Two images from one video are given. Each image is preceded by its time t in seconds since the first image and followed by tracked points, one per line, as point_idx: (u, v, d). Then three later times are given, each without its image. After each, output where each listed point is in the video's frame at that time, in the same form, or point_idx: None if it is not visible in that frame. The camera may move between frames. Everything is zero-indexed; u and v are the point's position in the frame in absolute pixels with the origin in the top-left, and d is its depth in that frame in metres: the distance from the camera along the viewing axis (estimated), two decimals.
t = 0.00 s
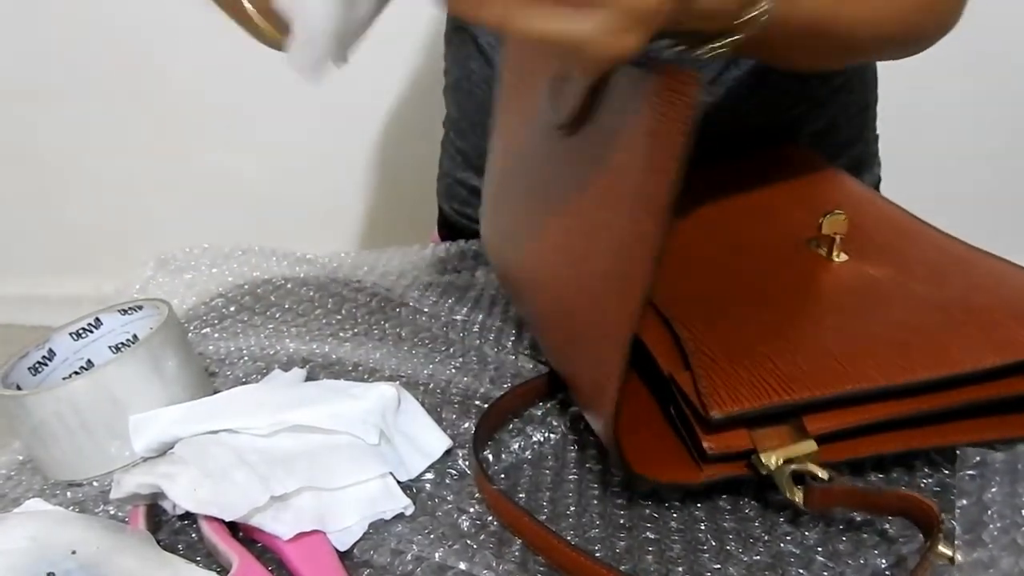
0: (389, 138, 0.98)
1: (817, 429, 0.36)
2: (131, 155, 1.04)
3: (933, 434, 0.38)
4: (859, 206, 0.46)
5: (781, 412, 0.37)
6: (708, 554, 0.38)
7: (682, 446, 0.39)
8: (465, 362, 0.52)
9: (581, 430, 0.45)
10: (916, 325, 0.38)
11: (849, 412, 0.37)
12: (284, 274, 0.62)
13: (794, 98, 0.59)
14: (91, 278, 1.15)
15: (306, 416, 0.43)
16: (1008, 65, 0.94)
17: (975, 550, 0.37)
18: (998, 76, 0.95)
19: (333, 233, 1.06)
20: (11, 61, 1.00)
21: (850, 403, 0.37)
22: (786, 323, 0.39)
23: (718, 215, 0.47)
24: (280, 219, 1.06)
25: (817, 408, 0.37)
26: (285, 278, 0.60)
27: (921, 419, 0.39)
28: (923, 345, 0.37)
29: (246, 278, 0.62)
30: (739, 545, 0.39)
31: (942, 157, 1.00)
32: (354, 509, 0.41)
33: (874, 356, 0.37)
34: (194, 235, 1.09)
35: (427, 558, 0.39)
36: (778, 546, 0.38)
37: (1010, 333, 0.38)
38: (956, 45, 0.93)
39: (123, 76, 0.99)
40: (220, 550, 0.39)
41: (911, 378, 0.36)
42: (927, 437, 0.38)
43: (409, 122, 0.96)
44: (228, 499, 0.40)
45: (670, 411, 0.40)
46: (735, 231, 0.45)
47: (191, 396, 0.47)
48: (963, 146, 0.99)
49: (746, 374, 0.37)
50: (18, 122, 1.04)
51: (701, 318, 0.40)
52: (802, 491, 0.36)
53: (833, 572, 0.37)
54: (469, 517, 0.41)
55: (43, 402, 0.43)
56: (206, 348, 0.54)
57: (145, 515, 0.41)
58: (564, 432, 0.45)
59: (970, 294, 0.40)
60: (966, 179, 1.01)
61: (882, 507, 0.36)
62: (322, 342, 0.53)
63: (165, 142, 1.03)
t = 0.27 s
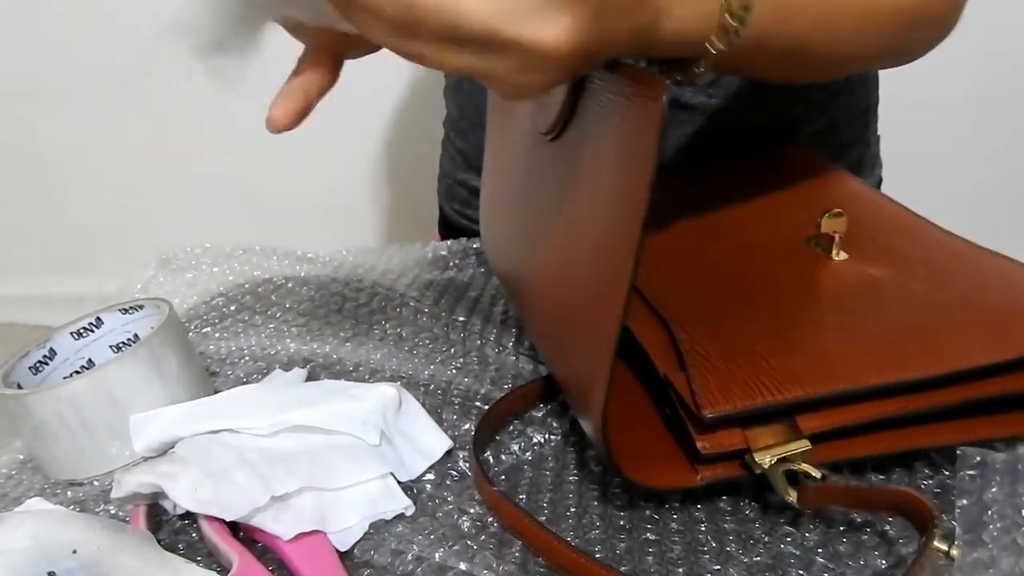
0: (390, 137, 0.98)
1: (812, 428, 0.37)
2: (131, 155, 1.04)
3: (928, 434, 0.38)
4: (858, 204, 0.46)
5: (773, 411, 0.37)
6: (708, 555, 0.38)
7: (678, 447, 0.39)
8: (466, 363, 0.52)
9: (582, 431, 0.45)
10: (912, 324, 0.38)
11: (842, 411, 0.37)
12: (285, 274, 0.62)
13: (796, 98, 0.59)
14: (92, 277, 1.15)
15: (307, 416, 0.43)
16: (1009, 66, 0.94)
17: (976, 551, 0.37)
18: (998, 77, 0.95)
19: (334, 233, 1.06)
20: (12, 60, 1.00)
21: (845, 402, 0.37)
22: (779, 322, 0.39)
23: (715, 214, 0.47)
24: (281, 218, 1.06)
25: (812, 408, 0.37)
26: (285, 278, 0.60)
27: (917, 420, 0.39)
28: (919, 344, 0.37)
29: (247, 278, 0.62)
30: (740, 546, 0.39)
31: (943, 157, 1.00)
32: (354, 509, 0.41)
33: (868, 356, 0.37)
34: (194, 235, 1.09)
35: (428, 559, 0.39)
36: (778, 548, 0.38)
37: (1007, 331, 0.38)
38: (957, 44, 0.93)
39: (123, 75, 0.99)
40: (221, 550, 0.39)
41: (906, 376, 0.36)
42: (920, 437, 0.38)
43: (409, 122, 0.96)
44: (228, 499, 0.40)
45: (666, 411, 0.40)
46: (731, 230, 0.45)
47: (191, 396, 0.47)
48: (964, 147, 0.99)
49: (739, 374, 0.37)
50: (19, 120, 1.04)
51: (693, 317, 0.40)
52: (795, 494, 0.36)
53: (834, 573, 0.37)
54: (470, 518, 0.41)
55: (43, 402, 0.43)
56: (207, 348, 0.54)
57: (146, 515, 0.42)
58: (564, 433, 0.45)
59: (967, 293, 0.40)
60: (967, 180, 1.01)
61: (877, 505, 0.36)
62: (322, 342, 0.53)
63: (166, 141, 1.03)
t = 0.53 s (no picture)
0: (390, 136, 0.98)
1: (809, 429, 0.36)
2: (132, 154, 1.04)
3: (927, 435, 0.38)
4: (857, 203, 0.46)
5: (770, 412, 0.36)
6: (709, 554, 0.38)
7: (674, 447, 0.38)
8: (466, 362, 0.51)
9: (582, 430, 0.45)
10: (911, 323, 0.38)
11: (840, 412, 0.37)
12: (285, 274, 0.62)
13: (798, 97, 0.59)
14: (93, 276, 1.15)
15: (307, 415, 0.43)
16: (1012, 65, 0.93)
17: (977, 550, 0.37)
18: (1001, 76, 0.94)
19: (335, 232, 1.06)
20: (13, 59, 1.00)
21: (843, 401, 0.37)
22: (777, 322, 0.39)
23: (714, 213, 0.46)
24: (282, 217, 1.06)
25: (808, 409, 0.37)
26: (286, 277, 0.60)
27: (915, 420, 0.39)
28: (917, 343, 0.37)
29: (247, 277, 0.62)
30: (740, 546, 0.39)
31: (946, 156, 0.99)
32: (354, 508, 0.41)
33: (866, 356, 0.37)
34: (195, 234, 1.09)
35: (428, 557, 0.39)
36: (779, 547, 0.38)
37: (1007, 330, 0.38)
38: (959, 43, 0.93)
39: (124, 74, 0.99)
40: (222, 549, 0.39)
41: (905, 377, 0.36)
42: (916, 438, 0.38)
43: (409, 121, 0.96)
44: (228, 498, 0.40)
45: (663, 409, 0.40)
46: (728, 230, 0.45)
47: (192, 395, 0.47)
48: (967, 146, 0.99)
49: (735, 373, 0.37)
50: (20, 120, 1.04)
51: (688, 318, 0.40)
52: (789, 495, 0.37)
53: (834, 572, 0.37)
54: (471, 517, 0.41)
55: (44, 401, 0.43)
56: (207, 347, 0.54)
57: (146, 514, 0.42)
58: (565, 432, 0.45)
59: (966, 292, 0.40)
60: (970, 178, 1.01)
61: (872, 502, 0.37)
62: (323, 341, 0.53)
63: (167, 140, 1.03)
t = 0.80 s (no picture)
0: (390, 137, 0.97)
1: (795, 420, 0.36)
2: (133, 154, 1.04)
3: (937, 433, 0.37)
4: (865, 208, 0.46)
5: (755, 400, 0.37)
6: (709, 554, 0.38)
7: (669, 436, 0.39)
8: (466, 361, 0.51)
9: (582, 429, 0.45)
10: (910, 323, 0.38)
11: (830, 402, 0.36)
12: (285, 274, 0.62)
13: (798, 98, 0.59)
14: (94, 277, 1.15)
15: (307, 415, 0.43)
16: (1014, 68, 0.93)
17: (979, 551, 0.37)
18: (1002, 78, 0.94)
19: (335, 233, 1.06)
20: (14, 59, 1.00)
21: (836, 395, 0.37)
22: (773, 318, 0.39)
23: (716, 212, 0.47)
24: (282, 218, 1.06)
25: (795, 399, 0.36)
26: (286, 278, 0.60)
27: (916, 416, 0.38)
28: (912, 342, 0.37)
29: (247, 279, 0.62)
30: (740, 546, 0.39)
31: (946, 160, 0.99)
32: (354, 507, 0.41)
33: (858, 351, 0.37)
34: (196, 234, 1.09)
35: (428, 557, 0.40)
36: (779, 548, 0.38)
37: (1008, 337, 0.37)
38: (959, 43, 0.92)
39: (125, 75, 0.99)
40: (222, 548, 0.39)
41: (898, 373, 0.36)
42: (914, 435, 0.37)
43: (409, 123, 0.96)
44: (228, 497, 0.40)
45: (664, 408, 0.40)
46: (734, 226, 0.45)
47: (192, 396, 0.47)
48: (968, 149, 0.98)
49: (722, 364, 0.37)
50: (21, 120, 1.04)
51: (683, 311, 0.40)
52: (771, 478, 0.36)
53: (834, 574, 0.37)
54: (470, 517, 0.41)
55: (44, 401, 0.43)
56: (207, 347, 0.54)
57: (146, 514, 0.42)
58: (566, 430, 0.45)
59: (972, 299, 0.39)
60: (970, 182, 1.00)
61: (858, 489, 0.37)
62: (323, 341, 0.53)
63: (168, 141, 1.03)
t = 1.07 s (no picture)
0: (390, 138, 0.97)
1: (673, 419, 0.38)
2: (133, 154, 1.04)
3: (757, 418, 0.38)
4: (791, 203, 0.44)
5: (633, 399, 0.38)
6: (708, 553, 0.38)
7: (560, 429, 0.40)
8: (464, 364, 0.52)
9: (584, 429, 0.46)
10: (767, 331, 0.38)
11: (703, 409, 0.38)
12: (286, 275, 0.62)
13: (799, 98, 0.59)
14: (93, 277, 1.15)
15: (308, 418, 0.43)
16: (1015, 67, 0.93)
17: (982, 547, 0.39)
18: (1002, 76, 0.93)
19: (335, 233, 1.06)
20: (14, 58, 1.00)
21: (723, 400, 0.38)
22: (683, 315, 0.40)
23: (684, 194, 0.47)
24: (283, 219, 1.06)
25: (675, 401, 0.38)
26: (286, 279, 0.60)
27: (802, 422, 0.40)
28: (690, 358, 0.38)
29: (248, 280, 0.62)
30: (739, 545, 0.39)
31: (947, 160, 0.99)
32: (355, 509, 0.41)
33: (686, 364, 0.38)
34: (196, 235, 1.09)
35: (429, 558, 0.40)
36: (777, 545, 0.38)
37: (832, 345, 0.37)
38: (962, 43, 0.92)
39: (125, 75, 0.99)
40: (223, 550, 0.39)
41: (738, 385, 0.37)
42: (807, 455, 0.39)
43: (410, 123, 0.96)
44: (230, 498, 0.40)
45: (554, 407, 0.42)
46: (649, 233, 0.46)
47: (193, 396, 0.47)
48: (969, 149, 0.98)
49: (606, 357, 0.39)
50: (21, 119, 1.04)
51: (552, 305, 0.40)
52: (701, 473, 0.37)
53: (834, 570, 0.37)
54: (469, 529, 0.41)
55: (45, 401, 0.43)
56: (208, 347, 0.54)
57: (146, 514, 0.42)
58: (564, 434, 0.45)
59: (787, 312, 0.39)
60: (973, 183, 1.00)
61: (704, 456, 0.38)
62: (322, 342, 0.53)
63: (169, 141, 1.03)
